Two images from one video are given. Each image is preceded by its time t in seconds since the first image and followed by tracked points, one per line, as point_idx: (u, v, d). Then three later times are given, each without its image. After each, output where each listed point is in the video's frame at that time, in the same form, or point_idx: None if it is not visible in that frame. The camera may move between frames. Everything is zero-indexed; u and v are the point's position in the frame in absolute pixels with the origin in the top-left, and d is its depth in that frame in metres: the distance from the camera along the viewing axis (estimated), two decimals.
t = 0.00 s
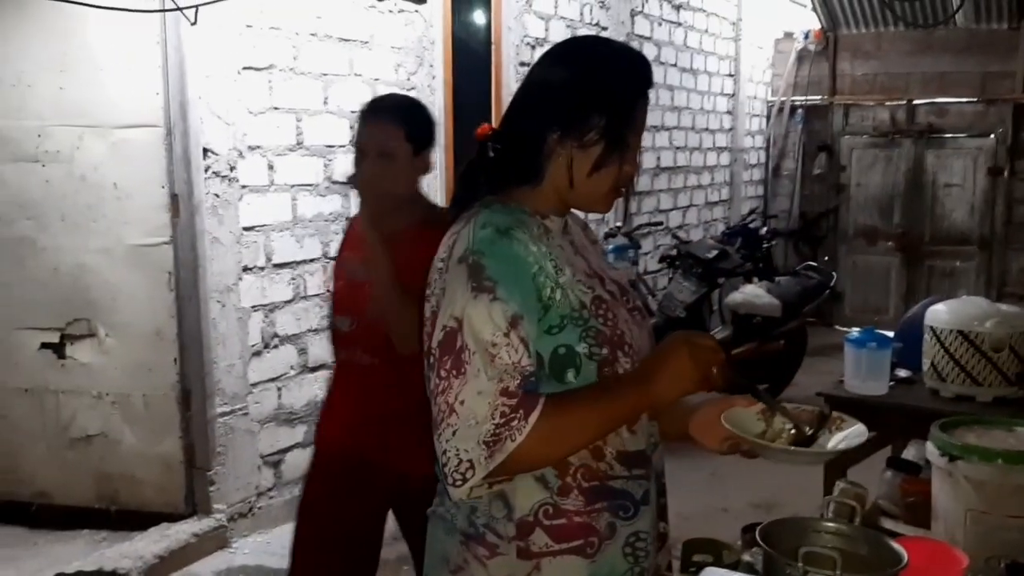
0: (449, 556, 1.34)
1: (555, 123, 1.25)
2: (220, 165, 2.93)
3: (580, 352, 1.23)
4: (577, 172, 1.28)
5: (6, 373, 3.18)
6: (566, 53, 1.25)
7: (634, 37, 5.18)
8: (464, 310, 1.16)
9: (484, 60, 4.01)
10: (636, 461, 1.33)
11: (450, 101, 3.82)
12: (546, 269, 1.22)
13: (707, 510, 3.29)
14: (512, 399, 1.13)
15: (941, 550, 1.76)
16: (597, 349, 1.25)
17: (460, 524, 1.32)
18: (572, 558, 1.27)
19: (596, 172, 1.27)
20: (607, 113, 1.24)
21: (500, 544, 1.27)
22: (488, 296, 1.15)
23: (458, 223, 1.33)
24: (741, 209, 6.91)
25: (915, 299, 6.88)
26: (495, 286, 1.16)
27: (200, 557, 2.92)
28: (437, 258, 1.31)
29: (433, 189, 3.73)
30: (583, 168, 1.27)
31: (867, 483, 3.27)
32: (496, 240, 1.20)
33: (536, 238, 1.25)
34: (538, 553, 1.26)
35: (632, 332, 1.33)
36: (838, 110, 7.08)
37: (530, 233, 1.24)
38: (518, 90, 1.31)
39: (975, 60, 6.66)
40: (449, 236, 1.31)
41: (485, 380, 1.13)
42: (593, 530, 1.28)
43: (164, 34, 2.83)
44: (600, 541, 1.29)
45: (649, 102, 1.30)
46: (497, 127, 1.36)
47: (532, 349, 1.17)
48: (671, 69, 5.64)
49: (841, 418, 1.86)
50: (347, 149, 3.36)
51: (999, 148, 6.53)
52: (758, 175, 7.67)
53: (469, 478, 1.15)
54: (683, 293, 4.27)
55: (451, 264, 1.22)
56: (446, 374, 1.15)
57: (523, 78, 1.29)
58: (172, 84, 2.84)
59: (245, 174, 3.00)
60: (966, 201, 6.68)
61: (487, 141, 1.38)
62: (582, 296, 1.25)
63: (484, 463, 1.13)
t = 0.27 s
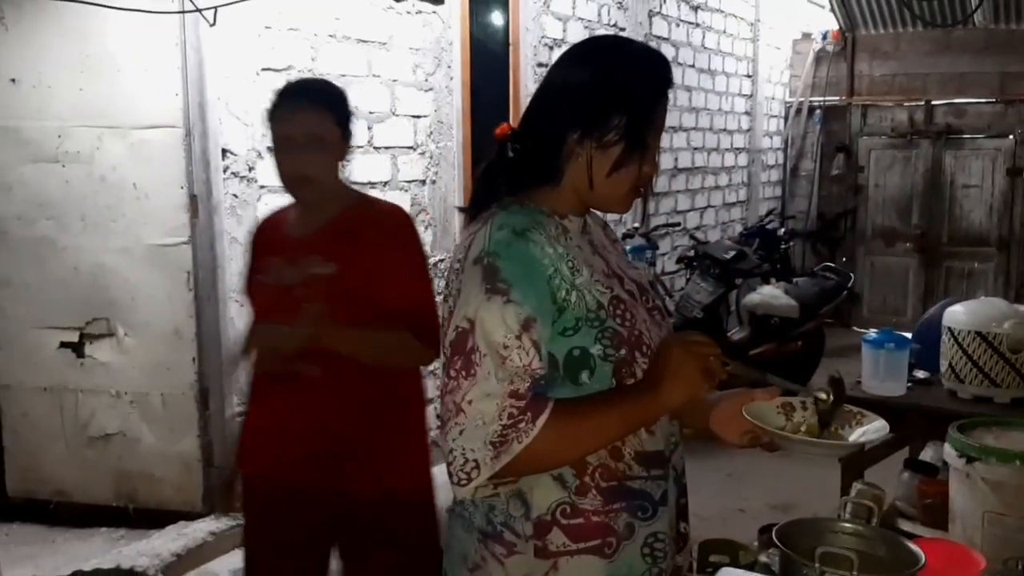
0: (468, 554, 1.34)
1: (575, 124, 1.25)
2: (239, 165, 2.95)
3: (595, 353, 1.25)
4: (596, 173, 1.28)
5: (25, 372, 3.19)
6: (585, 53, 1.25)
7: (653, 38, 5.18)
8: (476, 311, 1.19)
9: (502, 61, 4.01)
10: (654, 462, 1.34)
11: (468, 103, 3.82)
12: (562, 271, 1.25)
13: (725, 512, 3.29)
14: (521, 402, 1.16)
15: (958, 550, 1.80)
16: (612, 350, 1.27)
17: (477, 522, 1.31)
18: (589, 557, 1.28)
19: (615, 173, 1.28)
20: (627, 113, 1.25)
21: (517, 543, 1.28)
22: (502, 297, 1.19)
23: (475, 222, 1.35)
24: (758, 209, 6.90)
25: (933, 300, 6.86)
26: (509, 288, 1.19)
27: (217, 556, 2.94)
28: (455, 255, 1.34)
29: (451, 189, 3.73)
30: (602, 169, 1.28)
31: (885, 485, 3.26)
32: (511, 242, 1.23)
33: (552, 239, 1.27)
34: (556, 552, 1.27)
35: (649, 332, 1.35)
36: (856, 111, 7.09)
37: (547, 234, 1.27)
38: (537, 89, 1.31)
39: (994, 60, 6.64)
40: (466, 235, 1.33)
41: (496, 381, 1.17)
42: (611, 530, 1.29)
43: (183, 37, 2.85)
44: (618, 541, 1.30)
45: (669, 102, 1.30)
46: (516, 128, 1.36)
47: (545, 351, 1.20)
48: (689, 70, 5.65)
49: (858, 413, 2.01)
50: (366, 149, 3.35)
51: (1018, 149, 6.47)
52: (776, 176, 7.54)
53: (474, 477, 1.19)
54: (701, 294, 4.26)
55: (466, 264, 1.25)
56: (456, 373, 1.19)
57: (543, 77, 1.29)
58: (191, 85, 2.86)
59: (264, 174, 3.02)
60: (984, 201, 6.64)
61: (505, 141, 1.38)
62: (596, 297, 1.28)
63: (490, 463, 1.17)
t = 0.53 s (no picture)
0: (483, 552, 1.34)
1: (589, 121, 1.26)
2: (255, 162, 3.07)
3: (609, 352, 1.26)
4: (611, 171, 1.29)
5: (44, 370, 3.21)
6: (600, 51, 1.26)
7: (668, 38, 5.18)
8: (489, 311, 1.20)
9: (518, 61, 4.01)
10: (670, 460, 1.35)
11: (484, 103, 3.83)
12: (575, 270, 1.26)
13: (740, 512, 3.29)
14: (531, 402, 1.17)
15: (975, 550, 1.80)
16: (626, 349, 1.28)
17: (493, 519, 1.32)
18: (604, 555, 1.29)
19: (629, 170, 1.28)
20: (642, 111, 1.25)
21: (533, 541, 1.28)
22: (514, 298, 1.19)
23: (489, 220, 1.36)
24: (774, 209, 6.90)
25: (950, 301, 6.82)
26: (521, 288, 1.20)
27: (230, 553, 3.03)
28: (469, 253, 1.35)
29: (466, 188, 3.74)
30: (616, 168, 1.28)
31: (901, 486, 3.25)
32: (524, 242, 1.24)
33: (565, 238, 1.28)
34: (571, 551, 1.28)
35: (664, 330, 1.35)
36: (873, 111, 7.07)
37: (561, 233, 1.28)
38: (552, 88, 1.32)
39: (1013, 60, 6.58)
40: (480, 234, 1.34)
41: (507, 382, 1.18)
42: (626, 528, 1.30)
43: (203, 35, 2.88)
44: (633, 539, 1.31)
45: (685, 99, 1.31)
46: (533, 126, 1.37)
47: (556, 350, 1.21)
48: (706, 69, 5.64)
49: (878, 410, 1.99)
50: (382, 149, 3.36)
51: None
52: (792, 176, 7.58)
53: (484, 476, 1.19)
54: (716, 294, 4.27)
55: (479, 263, 1.26)
56: (467, 373, 1.20)
57: (559, 74, 1.30)
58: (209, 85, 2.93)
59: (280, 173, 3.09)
60: (1002, 202, 6.59)
61: (521, 139, 1.39)
62: (609, 296, 1.28)
63: (500, 462, 1.18)
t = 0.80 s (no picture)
0: (496, 548, 1.34)
1: (603, 119, 1.26)
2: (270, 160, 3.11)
3: (625, 349, 1.27)
4: (623, 170, 1.29)
5: (62, 368, 3.24)
6: (613, 48, 1.26)
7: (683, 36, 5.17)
8: (506, 313, 1.20)
9: (533, 60, 4.01)
10: (681, 456, 1.36)
11: (498, 102, 3.84)
12: (589, 269, 1.26)
13: (752, 513, 3.29)
14: (550, 409, 1.18)
15: (992, 551, 1.80)
16: (641, 346, 1.29)
17: (506, 516, 1.32)
18: (618, 551, 1.30)
19: (641, 169, 1.29)
20: (654, 108, 1.26)
21: (547, 537, 1.28)
22: (531, 300, 1.20)
23: (503, 219, 1.35)
24: (789, 208, 6.87)
25: (967, 301, 6.76)
26: (537, 289, 1.20)
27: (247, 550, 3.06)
28: (482, 253, 1.35)
29: (480, 187, 3.75)
30: (629, 166, 1.29)
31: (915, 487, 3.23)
32: (539, 241, 1.24)
33: (581, 236, 1.28)
34: (585, 547, 1.29)
35: (677, 326, 1.36)
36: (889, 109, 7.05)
37: (576, 231, 1.28)
38: (564, 85, 1.32)
39: None
40: (494, 234, 1.34)
41: (525, 387, 1.18)
42: (640, 524, 1.31)
43: (219, 33, 2.91)
44: (647, 536, 1.31)
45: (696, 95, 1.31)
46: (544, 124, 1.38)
47: (573, 349, 1.21)
48: (721, 68, 5.63)
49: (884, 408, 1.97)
50: (396, 148, 3.37)
51: None
52: (807, 175, 7.61)
53: (504, 480, 1.20)
54: (730, 293, 4.25)
55: (494, 263, 1.26)
56: (486, 376, 1.20)
57: (571, 72, 1.30)
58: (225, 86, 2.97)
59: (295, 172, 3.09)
60: (1020, 200, 6.50)
61: (533, 137, 1.40)
62: (622, 292, 1.29)
63: (520, 467, 1.19)
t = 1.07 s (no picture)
0: (508, 545, 1.34)
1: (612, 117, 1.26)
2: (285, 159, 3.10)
3: (640, 346, 1.25)
4: (632, 169, 1.29)
5: (77, 366, 3.28)
6: (623, 46, 1.25)
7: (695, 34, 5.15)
8: (521, 313, 1.18)
9: (544, 59, 4.02)
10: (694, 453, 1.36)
11: (510, 102, 3.85)
12: (605, 267, 1.24)
13: (764, 514, 3.27)
14: (571, 418, 1.17)
15: (1008, 551, 1.78)
16: (656, 343, 1.27)
17: (518, 513, 1.32)
18: (631, 548, 1.30)
19: (649, 168, 1.28)
20: (666, 106, 1.24)
21: (559, 534, 1.29)
22: (546, 300, 1.18)
23: (516, 218, 1.35)
24: (802, 208, 6.84)
25: (983, 301, 6.70)
26: (552, 289, 1.19)
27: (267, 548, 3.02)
28: (496, 250, 1.34)
29: (492, 187, 3.76)
30: (639, 165, 1.28)
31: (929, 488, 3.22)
32: (553, 241, 1.23)
33: (595, 234, 1.27)
34: (597, 544, 1.29)
35: (692, 323, 1.34)
36: (905, 107, 7.01)
37: (589, 229, 1.27)
38: (575, 82, 1.31)
39: None
40: (507, 233, 1.33)
41: (546, 391, 1.17)
42: (652, 522, 1.31)
43: (235, 36, 2.91)
44: (659, 533, 1.31)
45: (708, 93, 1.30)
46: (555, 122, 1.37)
47: (589, 349, 1.20)
48: (734, 66, 5.61)
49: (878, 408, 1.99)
50: (408, 147, 3.37)
51: None
52: (821, 174, 7.48)
53: (518, 484, 1.21)
54: (743, 293, 4.24)
55: (507, 263, 1.25)
56: (504, 378, 1.19)
57: (581, 69, 1.30)
58: (239, 86, 2.97)
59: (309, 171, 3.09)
60: None
61: (543, 136, 1.39)
62: (638, 289, 1.27)
63: (536, 476, 1.19)
